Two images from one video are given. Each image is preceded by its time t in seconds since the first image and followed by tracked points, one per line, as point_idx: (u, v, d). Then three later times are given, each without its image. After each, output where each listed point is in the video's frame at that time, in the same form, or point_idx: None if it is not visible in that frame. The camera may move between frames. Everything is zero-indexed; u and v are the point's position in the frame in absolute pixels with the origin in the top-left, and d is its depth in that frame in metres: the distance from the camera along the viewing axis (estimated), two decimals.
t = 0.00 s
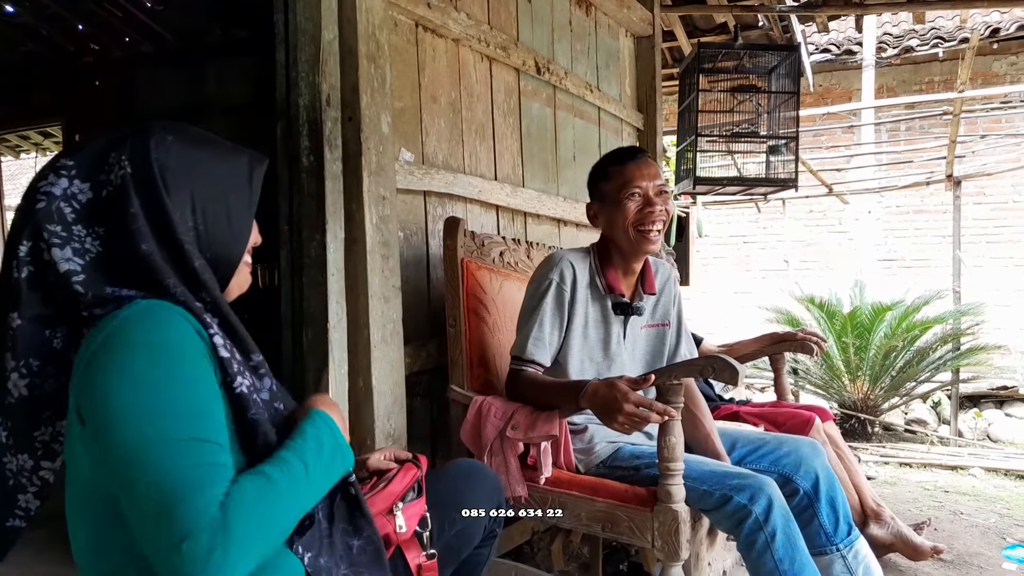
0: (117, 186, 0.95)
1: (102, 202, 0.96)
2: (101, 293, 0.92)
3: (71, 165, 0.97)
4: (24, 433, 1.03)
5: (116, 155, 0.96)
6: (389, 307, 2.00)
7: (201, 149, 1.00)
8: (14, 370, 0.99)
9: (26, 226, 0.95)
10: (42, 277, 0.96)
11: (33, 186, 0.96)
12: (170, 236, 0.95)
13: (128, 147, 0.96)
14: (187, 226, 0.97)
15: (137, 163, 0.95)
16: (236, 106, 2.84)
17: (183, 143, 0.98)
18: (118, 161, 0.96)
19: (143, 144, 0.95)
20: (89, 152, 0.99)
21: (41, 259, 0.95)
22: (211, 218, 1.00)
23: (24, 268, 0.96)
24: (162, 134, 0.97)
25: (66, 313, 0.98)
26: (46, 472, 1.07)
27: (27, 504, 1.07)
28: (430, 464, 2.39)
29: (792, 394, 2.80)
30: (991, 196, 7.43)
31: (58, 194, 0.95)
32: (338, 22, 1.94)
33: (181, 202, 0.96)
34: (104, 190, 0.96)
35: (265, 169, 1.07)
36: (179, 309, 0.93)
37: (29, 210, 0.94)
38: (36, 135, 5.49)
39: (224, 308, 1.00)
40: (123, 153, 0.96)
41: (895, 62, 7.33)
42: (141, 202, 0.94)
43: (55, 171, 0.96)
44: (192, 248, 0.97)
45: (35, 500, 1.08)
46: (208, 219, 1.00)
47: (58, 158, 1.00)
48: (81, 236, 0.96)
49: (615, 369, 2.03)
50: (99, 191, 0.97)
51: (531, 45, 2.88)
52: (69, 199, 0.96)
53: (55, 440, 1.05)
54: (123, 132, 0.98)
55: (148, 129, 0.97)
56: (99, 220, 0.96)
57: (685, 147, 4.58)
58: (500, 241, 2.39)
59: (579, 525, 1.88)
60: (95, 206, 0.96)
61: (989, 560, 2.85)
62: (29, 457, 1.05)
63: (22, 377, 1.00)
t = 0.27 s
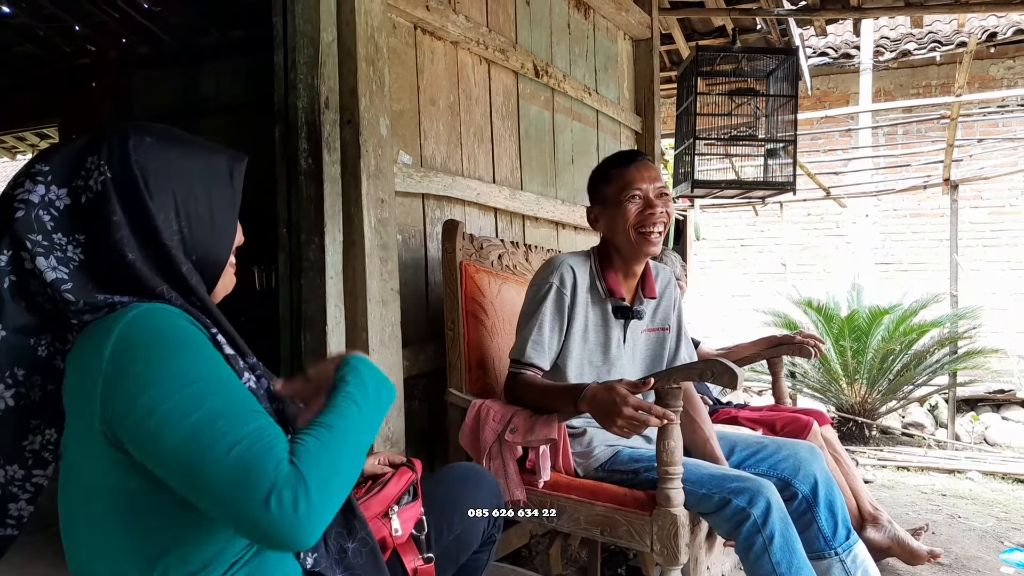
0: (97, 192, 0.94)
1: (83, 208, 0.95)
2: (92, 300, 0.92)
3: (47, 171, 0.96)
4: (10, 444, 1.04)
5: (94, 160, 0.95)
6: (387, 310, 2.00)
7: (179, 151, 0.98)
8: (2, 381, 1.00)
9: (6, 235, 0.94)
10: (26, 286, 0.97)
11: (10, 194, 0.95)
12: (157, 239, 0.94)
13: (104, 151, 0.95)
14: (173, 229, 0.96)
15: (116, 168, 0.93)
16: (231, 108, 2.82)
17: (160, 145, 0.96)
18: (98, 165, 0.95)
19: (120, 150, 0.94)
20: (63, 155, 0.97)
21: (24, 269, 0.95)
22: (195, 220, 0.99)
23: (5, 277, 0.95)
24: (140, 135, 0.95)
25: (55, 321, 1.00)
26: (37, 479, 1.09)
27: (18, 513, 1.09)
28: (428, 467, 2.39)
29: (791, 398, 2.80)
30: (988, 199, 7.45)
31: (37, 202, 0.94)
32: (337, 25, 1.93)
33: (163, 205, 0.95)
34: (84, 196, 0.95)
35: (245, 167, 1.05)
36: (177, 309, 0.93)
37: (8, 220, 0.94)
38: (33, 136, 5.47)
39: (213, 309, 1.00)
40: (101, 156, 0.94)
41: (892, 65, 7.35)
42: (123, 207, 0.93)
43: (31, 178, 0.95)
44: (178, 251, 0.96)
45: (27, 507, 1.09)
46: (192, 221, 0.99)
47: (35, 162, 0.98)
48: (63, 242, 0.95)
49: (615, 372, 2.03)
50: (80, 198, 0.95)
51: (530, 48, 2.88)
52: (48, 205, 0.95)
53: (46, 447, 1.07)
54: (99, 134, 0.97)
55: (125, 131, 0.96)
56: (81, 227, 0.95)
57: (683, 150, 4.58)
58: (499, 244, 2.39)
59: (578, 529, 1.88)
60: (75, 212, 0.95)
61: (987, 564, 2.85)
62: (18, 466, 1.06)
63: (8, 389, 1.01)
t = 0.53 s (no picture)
0: (109, 189, 0.93)
1: (91, 206, 0.94)
2: (94, 303, 0.92)
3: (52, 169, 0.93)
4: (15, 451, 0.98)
5: (101, 157, 0.94)
6: (388, 309, 1.99)
7: (185, 147, 0.98)
8: (10, 379, 0.95)
9: (12, 233, 0.91)
10: (32, 286, 0.93)
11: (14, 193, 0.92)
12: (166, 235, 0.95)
13: (112, 148, 0.94)
14: (183, 223, 0.97)
15: (127, 165, 0.93)
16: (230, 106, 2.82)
17: (168, 141, 0.96)
18: (104, 162, 0.94)
19: (131, 146, 0.93)
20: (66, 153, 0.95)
21: (30, 267, 0.91)
22: (203, 215, 1.00)
23: (14, 277, 0.91)
24: (144, 132, 0.95)
25: (58, 320, 0.96)
26: (44, 485, 1.00)
27: (18, 525, 0.99)
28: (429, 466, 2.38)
29: (791, 397, 2.80)
30: (987, 198, 7.46)
31: (43, 199, 0.91)
32: (338, 23, 1.92)
33: (175, 202, 0.96)
34: (93, 194, 0.94)
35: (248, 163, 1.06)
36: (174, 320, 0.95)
37: (13, 219, 0.91)
38: (32, 134, 5.46)
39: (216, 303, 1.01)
40: (108, 153, 0.93)
41: (892, 64, 7.35)
42: (138, 203, 0.93)
43: (36, 177, 0.92)
44: (189, 245, 0.97)
45: (28, 518, 1.00)
46: (201, 214, 0.99)
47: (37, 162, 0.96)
48: (70, 242, 0.93)
49: (615, 370, 2.02)
50: (88, 196, 0.94)
51: (530, 46, 2.87)
52: (54, 204, 0.92)
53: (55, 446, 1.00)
54: (100, 132, 0.95)
55: (128, 128, 0.95)
56: (89, 226, 0.94)
57: (683, 148, 4.58)
58: (499, 242, 2.38)
59: (579, 528, 1.87)
60: (84, 210, 0.94)
61: (987, 563, 2.85)
62: (27, 469, 0.99)
63: (19, 390, 0.96)
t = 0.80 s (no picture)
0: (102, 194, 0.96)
1: (86, 209, 0.97)
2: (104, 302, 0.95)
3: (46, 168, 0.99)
4: None
5: (95, 159, 0.97)
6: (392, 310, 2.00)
7: (182, 150, 0.96)
8: None
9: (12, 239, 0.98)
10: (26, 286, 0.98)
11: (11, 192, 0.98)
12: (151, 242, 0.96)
13: (106, 151, 0.96)
14: (173, 230, 0.97)
15: (117, 169, 0.95)
16: (231, 105, 2.81)
17: (164, 144, 0.96)
18: (99, 163, 0.96)
19: (124, 150, 0.94)
20: (68, 151, 0.99)
21: (26, 273, 0.98)
22: (196, 216, 0.99)
23: (6, 279, 0.97)
24: (142, 132, 0.95)
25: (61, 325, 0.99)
26: (12, 496, 1.09)
27: None
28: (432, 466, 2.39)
29: (793, 396, 2.81)
30: (987, 198, 7.48)
31: (37, 205, 0.98)
32: (342, 25, 1.93)
33: (166, 207, 0.95)
34: (87, 196, 0.97)
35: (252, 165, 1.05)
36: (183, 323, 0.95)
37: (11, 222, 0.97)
38: (33, 135, 5.46)
39: (240, 267, 1.05)
40: (102, 153, 0.96)
41: (892, 64, 7.36)
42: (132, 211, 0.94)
43: (29, 177, 0.98)
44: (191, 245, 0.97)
45: None
46: (192, 220, 0.98)
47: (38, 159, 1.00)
48: (67, 245, 0.98)
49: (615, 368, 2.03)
50: (82, 199, 0.97)
51: (532, 47, 2.88)
52: (50, 209, 0.98)
53: (27, 457, 1.06)
54: (98, 132, 0.98)
55: (125, 128, 0.96)
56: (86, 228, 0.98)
57: (684, 148, 4.59)
58: (502, 243, 2.39)
59: (583, 528, 1.88)
60: (77, 212, 0.98)
61: (989, 562, 2.86)
62: None
63: None
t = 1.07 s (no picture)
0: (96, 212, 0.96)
1: (82, 224, 0.97)
2: (117, 312, 0.96)
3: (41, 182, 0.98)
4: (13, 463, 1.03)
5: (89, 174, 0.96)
6: (393, 312, 1.99)
7: (181, 161, 0.97)
8: (8, 398, 0.99)
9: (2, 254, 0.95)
10: (26, 299, 0.97)
11: None
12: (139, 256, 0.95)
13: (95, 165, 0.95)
14: (170, 242, 0.98)
15: (106, 187, 0.94)
16: (230, 106, 2.78)
17: (155, 159, 0.95)
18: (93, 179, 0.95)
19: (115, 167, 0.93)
20: (61, 165, 0.98)
21: (26, 286, 0.96)
22: (185, 226, 0.99)
23: (5, 292, 0.95)
24: (134, 147, 0.94)
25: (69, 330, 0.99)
26: (49, 495, 1.07)
27: (29, 528, 1.07)
28: (433, 469, 2.38)
29: (795, 398, 2.80)
30: (989, 198, 7.46)
31: (32, 219, 0.96)
32: (341, 26, 1.92)
33: (159, 219, 0.96)
34: (82, 215, 0.97)
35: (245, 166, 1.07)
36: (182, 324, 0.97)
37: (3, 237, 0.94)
38: (33, 138, 5.46)
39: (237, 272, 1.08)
40: (93, 169, 0.95)
41: (893, 64, 7.35)
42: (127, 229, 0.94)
43: (19, 194, 0.96)
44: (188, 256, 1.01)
45: (38, 522, 1.07)
46: (188, 231, 1.00)
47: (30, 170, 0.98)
48: (63, 258, 0.97)
49: (614, 369, 2.01)
50: (78, 216, 0.98)
51: (532, 48, 2.87)
52: (44, 223, 0.97)
53: (54, 459, 1.05)
54: (87, 146, 0.97)
55: (116, 140, 0.94)
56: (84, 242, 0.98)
57: (685, 150, 4.58)
58: (502, 245, 2.38)
59: (585, 531, 1.87)
60: (75, 228, 0.98)
61: (993, 564, 2.85)
62: (29, 482, 1.04)
63: (15, 406, 1.00)
